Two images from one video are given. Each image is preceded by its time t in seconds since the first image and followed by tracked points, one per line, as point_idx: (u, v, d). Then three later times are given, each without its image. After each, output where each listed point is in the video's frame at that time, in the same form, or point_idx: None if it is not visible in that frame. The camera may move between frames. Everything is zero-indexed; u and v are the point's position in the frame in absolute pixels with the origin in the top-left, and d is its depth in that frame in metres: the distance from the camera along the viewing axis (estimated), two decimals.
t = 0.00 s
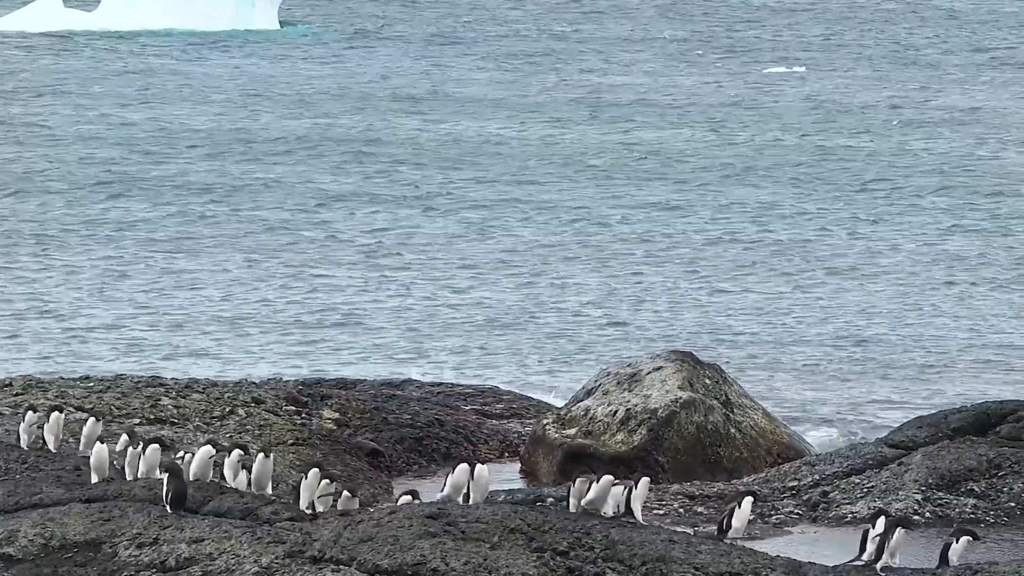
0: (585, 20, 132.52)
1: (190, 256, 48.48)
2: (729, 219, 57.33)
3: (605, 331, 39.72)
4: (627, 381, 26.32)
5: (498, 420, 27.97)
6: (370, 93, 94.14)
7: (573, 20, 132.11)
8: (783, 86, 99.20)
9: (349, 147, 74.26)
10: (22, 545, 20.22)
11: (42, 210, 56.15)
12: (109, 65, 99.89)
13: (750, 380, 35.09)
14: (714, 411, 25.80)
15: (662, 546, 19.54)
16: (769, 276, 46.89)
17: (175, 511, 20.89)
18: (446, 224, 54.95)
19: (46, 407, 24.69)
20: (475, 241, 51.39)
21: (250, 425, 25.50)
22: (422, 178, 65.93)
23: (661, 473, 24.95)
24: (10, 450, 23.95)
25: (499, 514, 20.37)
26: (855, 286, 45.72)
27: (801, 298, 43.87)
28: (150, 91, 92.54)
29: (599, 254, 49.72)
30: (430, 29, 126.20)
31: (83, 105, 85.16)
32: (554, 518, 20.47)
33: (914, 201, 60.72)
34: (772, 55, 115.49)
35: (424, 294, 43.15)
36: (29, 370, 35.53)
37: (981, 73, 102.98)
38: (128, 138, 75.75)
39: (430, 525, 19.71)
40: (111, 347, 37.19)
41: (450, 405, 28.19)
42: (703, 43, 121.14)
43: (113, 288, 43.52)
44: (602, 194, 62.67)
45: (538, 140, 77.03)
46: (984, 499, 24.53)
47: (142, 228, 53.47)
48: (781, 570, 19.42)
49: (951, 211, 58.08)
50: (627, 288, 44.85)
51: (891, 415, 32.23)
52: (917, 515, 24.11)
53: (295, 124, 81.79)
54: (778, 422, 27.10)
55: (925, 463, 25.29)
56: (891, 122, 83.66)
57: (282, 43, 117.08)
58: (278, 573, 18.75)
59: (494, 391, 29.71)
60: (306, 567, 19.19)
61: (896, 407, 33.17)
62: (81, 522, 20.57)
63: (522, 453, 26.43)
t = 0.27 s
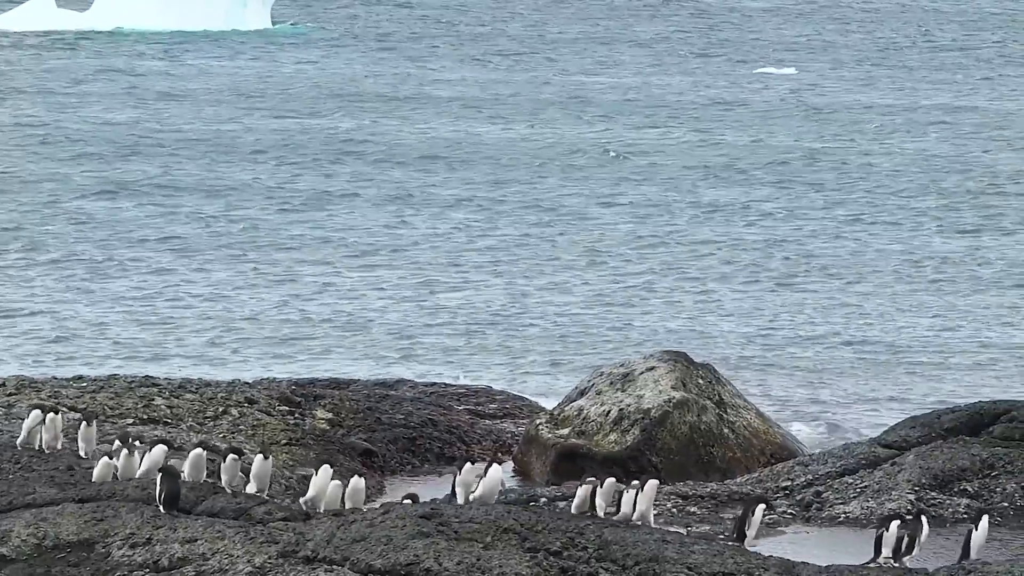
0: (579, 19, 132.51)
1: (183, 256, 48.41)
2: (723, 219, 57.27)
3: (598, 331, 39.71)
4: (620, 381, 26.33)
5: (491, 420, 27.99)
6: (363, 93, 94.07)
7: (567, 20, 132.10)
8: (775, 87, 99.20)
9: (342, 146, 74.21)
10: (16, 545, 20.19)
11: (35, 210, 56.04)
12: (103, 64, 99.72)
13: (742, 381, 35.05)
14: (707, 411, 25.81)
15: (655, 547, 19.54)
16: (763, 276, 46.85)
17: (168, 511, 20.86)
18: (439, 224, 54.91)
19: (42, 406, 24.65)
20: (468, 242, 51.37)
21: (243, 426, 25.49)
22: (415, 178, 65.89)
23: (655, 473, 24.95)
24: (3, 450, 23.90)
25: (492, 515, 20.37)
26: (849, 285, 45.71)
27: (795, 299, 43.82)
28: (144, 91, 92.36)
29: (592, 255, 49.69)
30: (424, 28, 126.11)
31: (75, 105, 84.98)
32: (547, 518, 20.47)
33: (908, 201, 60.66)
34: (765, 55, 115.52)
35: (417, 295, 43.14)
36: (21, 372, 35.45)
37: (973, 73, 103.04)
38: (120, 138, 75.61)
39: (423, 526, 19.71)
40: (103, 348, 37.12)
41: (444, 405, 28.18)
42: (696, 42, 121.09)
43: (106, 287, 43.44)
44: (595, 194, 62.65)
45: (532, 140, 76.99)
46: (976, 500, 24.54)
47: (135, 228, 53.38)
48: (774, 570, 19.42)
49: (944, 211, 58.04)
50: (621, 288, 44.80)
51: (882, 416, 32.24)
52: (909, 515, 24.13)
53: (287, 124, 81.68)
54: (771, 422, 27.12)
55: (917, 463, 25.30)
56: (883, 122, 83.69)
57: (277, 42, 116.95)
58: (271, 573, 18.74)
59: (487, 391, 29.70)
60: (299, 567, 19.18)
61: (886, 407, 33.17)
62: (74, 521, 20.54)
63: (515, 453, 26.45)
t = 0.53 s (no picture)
0: (576, 19, 132.48)
1: (178, 257, 48.36)
2: (718, 219, 57.24)
3: (593, 332, 39.69)
4: (614, 382, 26.35)
5: (484, 420, 28.02)
6: (359, 92, 94.01)
7: (564, 19, 132.06)
8: (770, 87, 99.16)
9: (338, 147, 74.18)
10: (10, 545, 20.20)
11: (30, 210, 55.97)
12: (99, 64, 99.61)
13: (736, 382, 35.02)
14: (701, 411, 25.83)
15: (649, 546, 19.55)
16: (758, 276, 46.85)
17: (162, 512, 20.85)
18: (435, 225, 54.89)
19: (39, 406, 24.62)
20: (463, 242, 51.35)
21: (237, 426, 25.52)
22: (411, 178, 65.86)
23: (649, 473, 24.93)
24: None
25: (486, 515, 20.36)
26: (844, 285, 45.70)
27: (790, 299, 43.80)
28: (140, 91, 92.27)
29: (587, 255, 49.68)
30: (421, 27, 126.08)
31: (70, 105, 84.89)
32: (542, 518, 20.47)
33: (903, 202, 60.62)
34: (760, 55, 115.46)
35: (412, 296, 43.12)
36: (15, 374, 35.41)
37: (967, 73, 103.03)
38: (115, 138, 75.54)
39: (418, 525, 19.70)
40: (97, 347, 37.07)
41: (438, 405, 28.22)
42: (692, 42, 121.05)
43: (100, 288, 43.40)
44: (591, 194, 62.63)
45: (527, 140, 76.95)
46: (970, 500, 24.53)
47: (130, 228, 53.34)
48: (768, 570, 19.42)
49: (940, 211, 58.01)
50: (616, 289, 44.79)
51: (875, 416, 32.24)
52: (903, 515, 24.12)
53: (283, 125, 81.64)
54: (764, 422, 27.14)
55: (912, 463, 25.31)
56: (879, 121, 83.68)
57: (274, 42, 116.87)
58: (266, 573, 18.73)
59: (481, 391, 29.73)
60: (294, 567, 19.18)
61: (878, 407, 33.16)
62: (67, 521, 20.54)
63: (508, 452, 26.45)
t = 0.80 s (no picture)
0: (572, 18, 132.48)
1: (173, 258, 48.30)
2: (712, 220, 57.22)
3: (587, 332, 39.68)
4: (606, 383, 26.37)
5: (477, 420, 28.03)
6: (353, 92, 93.95)
7: (560, 19, 132.06)
8: (765, 87, 99.13)
9: (333, 147, 74.15)
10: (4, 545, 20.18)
11: (24, 210, 55.88)
12: (94, 64, 99.52)
13: (729, 382, 35.03)
14: (693, 412, 25.85)
15: (641, 547, 19.52)
16: (753, 276, 46.84)
17: (154, 513, 20.84)
18: (429, 225, 54.87)
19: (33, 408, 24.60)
20: (457, 243, 51.32)
21: (230, 426, 25.51)
22: (406, 178, 65.83)
23: (642, 474, 24.94)
24: None
25: (479, 516, 20.34)
26: (839, 285, 45.68)
27: (784, 299, 43.81)
28: (135, 91, 92.17)
29: (582, 255, 49.65)
30: (418, 27, 126.05)
31: (65, 105, 84.77)
32: (534, 519, 20.45)
33: (897, 203, 60.64)
34: (755, 55, 115.45)
35: (407, 296, 43.11)
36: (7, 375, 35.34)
37: (961, 73, 103.07)
38: (111, 137, 75.44)
39: (410, 526, 19.68)
40: (89, 348, 37.00)
41: (431, 406, 28.22)
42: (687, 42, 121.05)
43: (93, 288, 43.32)
44: (585, 195, 62.62)
45: (522, 139, 76.90)
46: (963, 500, 24.52)
47: (125, 228, 53.29)
48: (761, 571, 19.41)
49: (933, 211, 58.02)
50: (611, 289, 44.79)
51: (867, 416, 32.23)
52: (896, 515, 24.12)
53: (278, 125, 81.57)
54: (757, 423, 27.16)
55: (905, 463, 25.30)
56: (873, 121, 83.71)
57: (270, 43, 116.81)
58: (258, 574, 18.72)
59: (474, 392, 29.74)
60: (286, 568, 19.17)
61: (870, 407, 33.15)
62: (60, 522, 20.53)
63: (501, 452, 26.47)
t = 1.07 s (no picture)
0: (564, 18, 132.46)
1: (166, 258, 48.27)
2: (705, 220, 57.21)
3: (579, 333, 39.70)
4: (599, 382, 26.36)
5: (470, 420, 28.04)
6: (345, 91, 93.95)
7: (553, 18, 132.11)
8: (757, 86, 99.14)
9: (327, 146, 74.14)
10: None
11: (17, 210, 55.85)
12: (86, 62, 99.43)
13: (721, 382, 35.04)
14: (686, 412, 25.84)
15: (634, 547, 19.50)
16: (746, 277, 46.86)
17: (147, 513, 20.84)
18: (423, 225, 54.86)
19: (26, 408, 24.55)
20: (450, 243, 51.30)
21: (223, 426, 25.50)
22: (399, 179, 65.80)
23: (634, 474, 24.93)
24: None
25: (471, 515, 20.33)
26: (831, 285, 45.69)
27: (777, 300, 43.83)
28: (129, 89, 92.08)
29: (575, 255, 49.64)
30: (412, 26, 126.02)
31: (56, 104, 84.72)
32: (527, 518, 20.44)
33: (890, 203, 60.67)
34: (746, 54, 115.47)
35: (400, 296, 43.08)
36: None
37: (951, 73, 103.16)
38: (103, 135, 75.33)
39: (403, 525, 19.66)
40: (82, 349, 36.93)
41: (423, 406, 28.22)
42: (678, 41, 121.04)
43: (86, 289, 43.29)
44: (578, 195, 62.60)
45: (515, 139, 76.88)
46: (955, 500, 24.55)
47: (118, 228, 53.26)
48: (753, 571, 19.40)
49: (926, 211, 58.07)
50: (604, 290, 44.79)
51: (858, 415, 32.25)
52: (889, 516, 24.15)
53: (270, 125, 81.53)
54: (750, 423, 27.16)
55: (898, 464, 25.32)
56: (865, 122, 83.78)
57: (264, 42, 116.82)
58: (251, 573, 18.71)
59: (467, 392, 29.74)
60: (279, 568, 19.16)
61: (859, 408, 33.21)
62: (53, 521, 20.52)
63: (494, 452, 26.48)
